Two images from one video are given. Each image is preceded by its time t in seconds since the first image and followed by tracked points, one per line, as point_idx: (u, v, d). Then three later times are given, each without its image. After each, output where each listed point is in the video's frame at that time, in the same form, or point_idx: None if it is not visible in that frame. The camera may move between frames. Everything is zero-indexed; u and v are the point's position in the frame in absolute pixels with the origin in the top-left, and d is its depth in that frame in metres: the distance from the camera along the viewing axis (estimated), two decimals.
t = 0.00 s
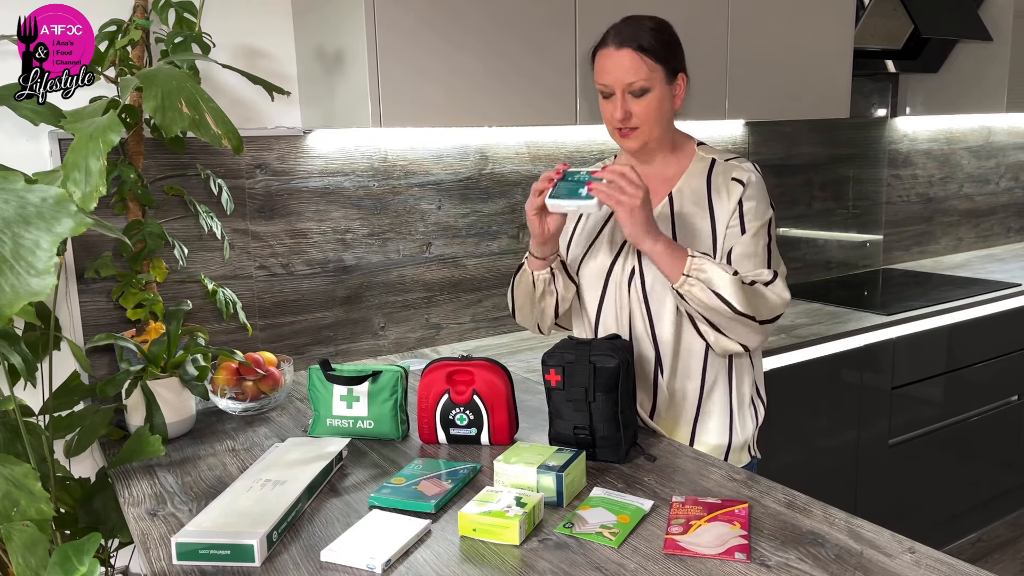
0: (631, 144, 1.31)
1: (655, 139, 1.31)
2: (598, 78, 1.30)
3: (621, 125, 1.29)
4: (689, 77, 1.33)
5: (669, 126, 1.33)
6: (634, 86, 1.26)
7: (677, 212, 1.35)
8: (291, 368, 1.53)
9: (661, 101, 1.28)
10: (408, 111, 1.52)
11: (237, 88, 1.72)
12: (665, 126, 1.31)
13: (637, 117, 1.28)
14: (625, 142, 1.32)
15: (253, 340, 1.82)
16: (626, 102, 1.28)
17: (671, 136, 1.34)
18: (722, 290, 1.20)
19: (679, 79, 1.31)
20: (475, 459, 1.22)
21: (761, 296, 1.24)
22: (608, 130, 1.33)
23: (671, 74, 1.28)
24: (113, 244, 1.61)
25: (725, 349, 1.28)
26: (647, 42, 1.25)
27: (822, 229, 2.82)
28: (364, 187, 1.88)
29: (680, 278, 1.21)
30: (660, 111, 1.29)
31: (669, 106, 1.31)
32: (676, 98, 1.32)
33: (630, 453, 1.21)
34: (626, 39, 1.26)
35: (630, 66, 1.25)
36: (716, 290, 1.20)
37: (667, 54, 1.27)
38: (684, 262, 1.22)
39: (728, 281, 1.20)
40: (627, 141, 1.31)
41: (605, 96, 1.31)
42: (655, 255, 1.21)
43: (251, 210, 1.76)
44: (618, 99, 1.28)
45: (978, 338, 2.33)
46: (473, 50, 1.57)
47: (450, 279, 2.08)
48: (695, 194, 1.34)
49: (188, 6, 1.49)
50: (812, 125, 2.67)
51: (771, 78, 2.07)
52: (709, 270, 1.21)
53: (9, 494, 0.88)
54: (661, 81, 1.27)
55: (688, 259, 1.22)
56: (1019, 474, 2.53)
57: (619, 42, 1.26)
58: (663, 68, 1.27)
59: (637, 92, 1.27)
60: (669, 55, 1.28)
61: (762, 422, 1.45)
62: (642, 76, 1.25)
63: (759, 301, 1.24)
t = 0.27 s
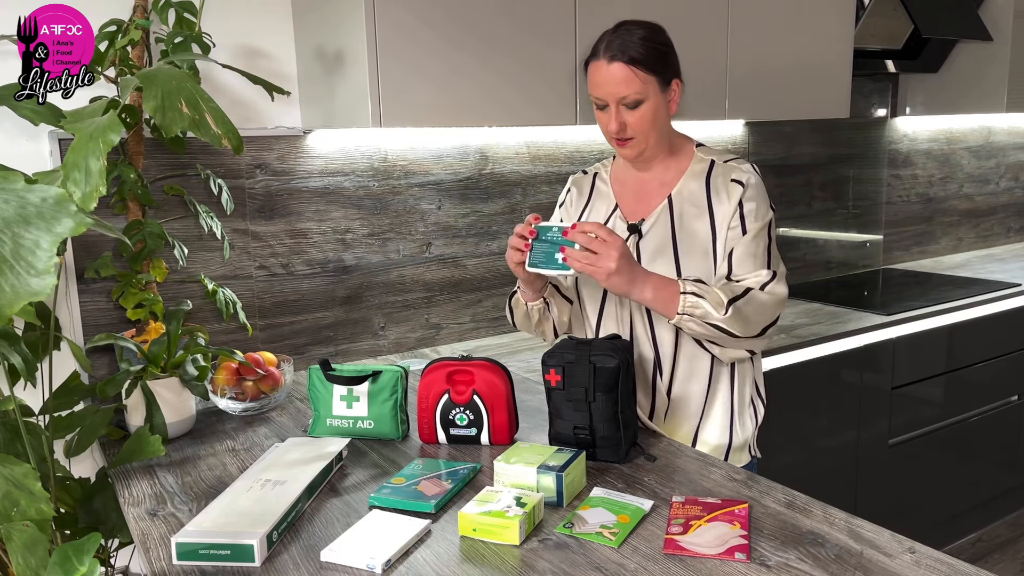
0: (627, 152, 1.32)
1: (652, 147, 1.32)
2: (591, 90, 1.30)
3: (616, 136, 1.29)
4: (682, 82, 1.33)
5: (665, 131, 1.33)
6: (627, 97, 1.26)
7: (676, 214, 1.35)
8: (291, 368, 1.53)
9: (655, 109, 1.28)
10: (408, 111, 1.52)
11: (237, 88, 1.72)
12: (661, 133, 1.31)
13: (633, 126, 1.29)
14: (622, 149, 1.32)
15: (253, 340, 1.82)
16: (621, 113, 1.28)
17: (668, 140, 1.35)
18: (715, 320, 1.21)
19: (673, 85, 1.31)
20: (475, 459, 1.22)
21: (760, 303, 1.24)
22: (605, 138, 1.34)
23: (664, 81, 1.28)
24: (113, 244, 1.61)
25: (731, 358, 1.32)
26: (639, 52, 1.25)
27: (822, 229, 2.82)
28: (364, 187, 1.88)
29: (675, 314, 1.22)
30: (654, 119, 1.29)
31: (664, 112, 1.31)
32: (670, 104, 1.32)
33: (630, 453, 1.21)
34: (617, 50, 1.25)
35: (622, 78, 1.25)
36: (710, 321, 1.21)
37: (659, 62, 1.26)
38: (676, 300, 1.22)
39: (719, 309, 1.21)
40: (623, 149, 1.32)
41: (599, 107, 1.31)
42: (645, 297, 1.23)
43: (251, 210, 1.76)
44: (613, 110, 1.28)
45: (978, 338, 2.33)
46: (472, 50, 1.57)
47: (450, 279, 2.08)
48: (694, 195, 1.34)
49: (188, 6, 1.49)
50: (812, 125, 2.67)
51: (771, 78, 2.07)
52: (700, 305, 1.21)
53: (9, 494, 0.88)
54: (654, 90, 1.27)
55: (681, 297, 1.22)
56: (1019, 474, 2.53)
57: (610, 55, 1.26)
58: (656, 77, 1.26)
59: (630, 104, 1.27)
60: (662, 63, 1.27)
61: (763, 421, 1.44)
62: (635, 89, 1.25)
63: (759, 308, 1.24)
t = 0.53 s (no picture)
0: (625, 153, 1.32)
1: (650, 147, 1.32)
2: (588, 92, 1.30)
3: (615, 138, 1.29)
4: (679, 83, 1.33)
5: (663, 132, 1.33)
6: (625, 99, 1.26)
7: (675, 215, 1.35)
8: (291, 368, 1.53)
9: (653, 110, 1.28)
10: (409, 111, 1.52)
11: (237, 88, 1.72)
12: (658, 134, 1.31)
13: (631, 128, 1.29)
14: (620, 151, 1.32)
15: (253, 340, 1.82)
16: (619, 114, 1.28)
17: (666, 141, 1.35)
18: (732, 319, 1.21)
19: (671, 86, 1.31)
20: (475, 459, 1.22)
21: (773, 308, 1.23)
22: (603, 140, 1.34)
23: (662, 82, 1.28)
24: (113, 244, 1.61)
25: (746, 361, 1.31)
26: (636, 54, 1.24)
27: (822, 229, 2.82)
28: (364, 187, 1.88)
29: (694, 314, 1.22)
30: (652, 121, 1.29)
31: (662, 113, 1.31)
32: (668, 105, 1.32)
33: (630, 453, 1.21)
34: (615, 51, 1.25)
35: (619, 80, 1.25)
36: (728, 322, 1.21)
37: (656, 64, 1.26)
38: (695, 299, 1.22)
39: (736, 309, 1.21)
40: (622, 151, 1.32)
41: (597, 109, 1.31)
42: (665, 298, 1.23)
43: (251, 210, 1.76)
44: (610, 111, 1.28)
45: (978, 338, 2.33)
46: (473, 50, 1.57)
47: (450, 279, 2.08)
48: (693, 195, 1.34)
49: (188, 6, 1.49)
50: (813, 125, 2.67)
51: (771, 79, 2.07)
52: (719, 304, 1.21)
53: (9, 494, 0.88)
54: (651, 92, 1.27)
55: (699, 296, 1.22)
56: (1019, 474, 2.53)
57: (608, 57, 1.26)
58: (653, 79, 1.26)
59: (628, 106, 1.27)
60: (659, 65, 1.27)
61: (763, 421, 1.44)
62: (633, 91, 1.25)
63: (772, 313, 1.23)
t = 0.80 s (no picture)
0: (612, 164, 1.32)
1: (636, 157, 1.31)
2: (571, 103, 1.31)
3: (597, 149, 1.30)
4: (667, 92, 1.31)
5: (650, 141, 1.32)
6: (604, 112, 1.26)
7: (678, 222, 1.34)
8: (291, 368, 1.53)
9: (635, 121, 1.27)
10: (409, 112, 1.52)
11: (237, 88, 1.73)
12: (644, 144, 1.31)
13: (613, 140, 1.29)
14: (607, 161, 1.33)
15: (253, 340, 1.82)
16: (600, 127, 1.28)
17: (656, 150, 1.35)
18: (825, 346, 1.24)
19: (657, 96, 1.29)
20: (475, 459, 1.22)
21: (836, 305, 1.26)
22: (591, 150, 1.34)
23: (643, 93, 1.27)
24: (113, 244, 1.61)
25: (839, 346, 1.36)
26: (614, 67, 1.24)
27: (822, 229, 2.82)
28: (364, 187, 1.88)
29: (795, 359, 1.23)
30: (634, 132, 1.28)
31: (647, 124, 1.30)
32: (654, 116, 1.31)
33: (630, 453, 1.21)
34: (593, 64, 1.25)
35: (597, 94, 1.25)
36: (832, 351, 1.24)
37: (637, 75, 1.25)
38: (795, 347, 1.24)
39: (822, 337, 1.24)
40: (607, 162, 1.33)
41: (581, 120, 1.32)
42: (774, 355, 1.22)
43: (251, 210, 1.76)
44: (592, 124, 1.29)
45: (978, 338, 2.33)
46: (473, 50, 1.57)
47: (450, 279, 2.08)
48: (694, 198, 1.34)
49: (188, 6, 1.49)
50: (813, 125, 2.67)
51: (772, 79, 2.07)
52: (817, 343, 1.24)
53: (10, 494, 0.88)
54: (632, 104, 1.26)
55: (796, 345, 1.24)
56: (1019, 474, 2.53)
57: (586, 71, 1.26)
58: (633, 90, 1.25)
59: (609, 118, 1.27)
60: (640, 76, 1.26)
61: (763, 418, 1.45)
62: (611, 104, 1.25)
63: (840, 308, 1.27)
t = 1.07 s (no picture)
0: (610, 160, 1.32)
1: (633, 155, 1.31)
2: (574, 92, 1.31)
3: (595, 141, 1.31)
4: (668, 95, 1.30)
5: (649, 139, 1.31)
6: (602, 104, 1.26)
7: (676, 221, 1.34)
8: (291, 368, 1.53)
9: (634, 117, 1.27)
10: (409, 112, 1.52)
11: (237, 89, 1.73)
12: (643, 141, 1.30)
13: (611, 134, 1.29)
14: (606, 156, 1.32)
15: (253, 340, 1.82)
16: (599, 120, 1.28)
17: (655, 151, 1.35)
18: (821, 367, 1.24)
19: (657, 96, 1.29)
20: (475, 459, 1.22)
21: (830, 318, 1.28)
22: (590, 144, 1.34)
23: (645, 90, 1.26)
24: (113, 244, 1.61)
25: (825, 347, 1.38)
26: (615, 62, 1.24)
27: (822, 229, 2.82)
28: (364, 187, 1.88)
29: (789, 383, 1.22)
30: (632, 128, 1.28)
31: (645, 124, 1.29)
32: (654, 114, 1.30)
33: (630, 453, 1.21)
34: (595, 56, 1.26)
35: (597, 85, 1.25)
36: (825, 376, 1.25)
37: (639, 71, 1.25)
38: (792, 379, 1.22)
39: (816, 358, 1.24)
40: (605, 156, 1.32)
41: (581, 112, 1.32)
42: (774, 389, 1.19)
43: (251, 210, 1.76)
44: (591, 116, 1.29)
45: (978, 338, 2.33)
46: (473, 51, 1.57)
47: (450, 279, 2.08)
48: (694, 198, 1.34)
49: (188, 6, 1.49)
50: (813, 125, 2.67)
51: (772, 78, 2.07)
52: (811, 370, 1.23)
53: (9, 494, 0.88)
54: (632, 99, 1.26)
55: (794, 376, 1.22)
56: (1019, 474, 2.53)
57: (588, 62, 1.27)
58: (634, 86, 1.25)
59: (607, 111, 1.27)
60: (643, 73, 1.25)
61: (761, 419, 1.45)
62: (610, 97, 1.25)
63: (834, 321, 1.28)
